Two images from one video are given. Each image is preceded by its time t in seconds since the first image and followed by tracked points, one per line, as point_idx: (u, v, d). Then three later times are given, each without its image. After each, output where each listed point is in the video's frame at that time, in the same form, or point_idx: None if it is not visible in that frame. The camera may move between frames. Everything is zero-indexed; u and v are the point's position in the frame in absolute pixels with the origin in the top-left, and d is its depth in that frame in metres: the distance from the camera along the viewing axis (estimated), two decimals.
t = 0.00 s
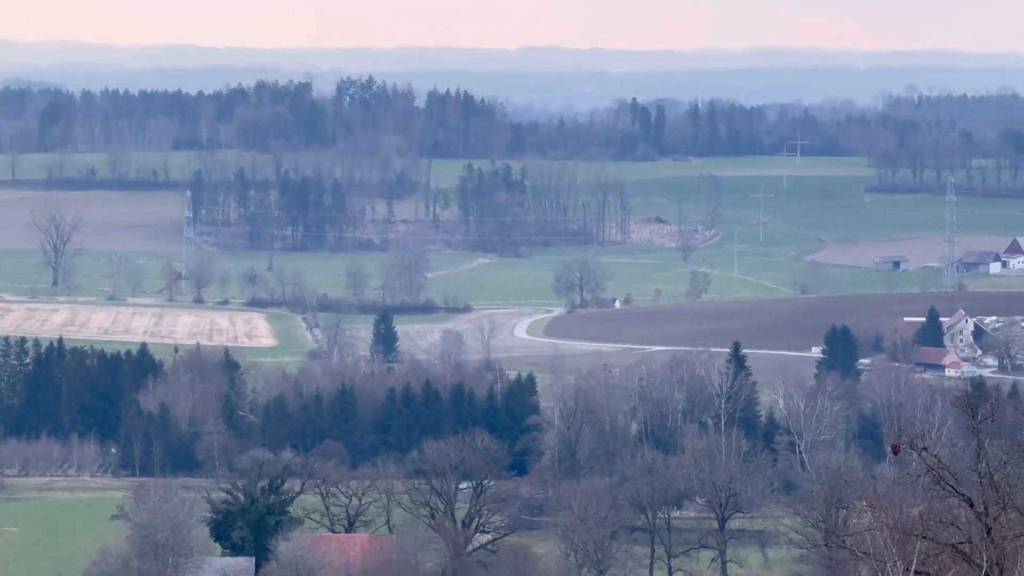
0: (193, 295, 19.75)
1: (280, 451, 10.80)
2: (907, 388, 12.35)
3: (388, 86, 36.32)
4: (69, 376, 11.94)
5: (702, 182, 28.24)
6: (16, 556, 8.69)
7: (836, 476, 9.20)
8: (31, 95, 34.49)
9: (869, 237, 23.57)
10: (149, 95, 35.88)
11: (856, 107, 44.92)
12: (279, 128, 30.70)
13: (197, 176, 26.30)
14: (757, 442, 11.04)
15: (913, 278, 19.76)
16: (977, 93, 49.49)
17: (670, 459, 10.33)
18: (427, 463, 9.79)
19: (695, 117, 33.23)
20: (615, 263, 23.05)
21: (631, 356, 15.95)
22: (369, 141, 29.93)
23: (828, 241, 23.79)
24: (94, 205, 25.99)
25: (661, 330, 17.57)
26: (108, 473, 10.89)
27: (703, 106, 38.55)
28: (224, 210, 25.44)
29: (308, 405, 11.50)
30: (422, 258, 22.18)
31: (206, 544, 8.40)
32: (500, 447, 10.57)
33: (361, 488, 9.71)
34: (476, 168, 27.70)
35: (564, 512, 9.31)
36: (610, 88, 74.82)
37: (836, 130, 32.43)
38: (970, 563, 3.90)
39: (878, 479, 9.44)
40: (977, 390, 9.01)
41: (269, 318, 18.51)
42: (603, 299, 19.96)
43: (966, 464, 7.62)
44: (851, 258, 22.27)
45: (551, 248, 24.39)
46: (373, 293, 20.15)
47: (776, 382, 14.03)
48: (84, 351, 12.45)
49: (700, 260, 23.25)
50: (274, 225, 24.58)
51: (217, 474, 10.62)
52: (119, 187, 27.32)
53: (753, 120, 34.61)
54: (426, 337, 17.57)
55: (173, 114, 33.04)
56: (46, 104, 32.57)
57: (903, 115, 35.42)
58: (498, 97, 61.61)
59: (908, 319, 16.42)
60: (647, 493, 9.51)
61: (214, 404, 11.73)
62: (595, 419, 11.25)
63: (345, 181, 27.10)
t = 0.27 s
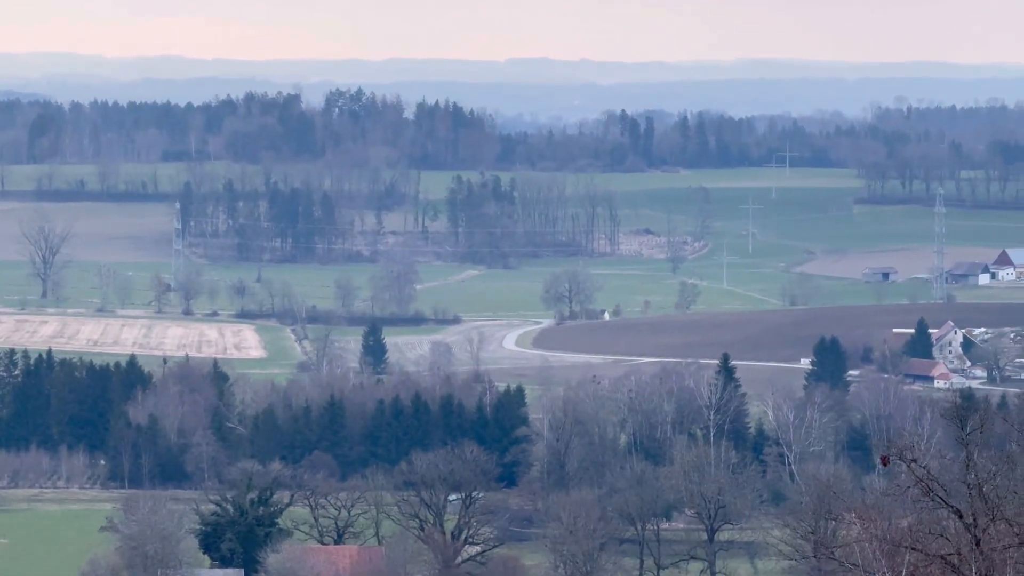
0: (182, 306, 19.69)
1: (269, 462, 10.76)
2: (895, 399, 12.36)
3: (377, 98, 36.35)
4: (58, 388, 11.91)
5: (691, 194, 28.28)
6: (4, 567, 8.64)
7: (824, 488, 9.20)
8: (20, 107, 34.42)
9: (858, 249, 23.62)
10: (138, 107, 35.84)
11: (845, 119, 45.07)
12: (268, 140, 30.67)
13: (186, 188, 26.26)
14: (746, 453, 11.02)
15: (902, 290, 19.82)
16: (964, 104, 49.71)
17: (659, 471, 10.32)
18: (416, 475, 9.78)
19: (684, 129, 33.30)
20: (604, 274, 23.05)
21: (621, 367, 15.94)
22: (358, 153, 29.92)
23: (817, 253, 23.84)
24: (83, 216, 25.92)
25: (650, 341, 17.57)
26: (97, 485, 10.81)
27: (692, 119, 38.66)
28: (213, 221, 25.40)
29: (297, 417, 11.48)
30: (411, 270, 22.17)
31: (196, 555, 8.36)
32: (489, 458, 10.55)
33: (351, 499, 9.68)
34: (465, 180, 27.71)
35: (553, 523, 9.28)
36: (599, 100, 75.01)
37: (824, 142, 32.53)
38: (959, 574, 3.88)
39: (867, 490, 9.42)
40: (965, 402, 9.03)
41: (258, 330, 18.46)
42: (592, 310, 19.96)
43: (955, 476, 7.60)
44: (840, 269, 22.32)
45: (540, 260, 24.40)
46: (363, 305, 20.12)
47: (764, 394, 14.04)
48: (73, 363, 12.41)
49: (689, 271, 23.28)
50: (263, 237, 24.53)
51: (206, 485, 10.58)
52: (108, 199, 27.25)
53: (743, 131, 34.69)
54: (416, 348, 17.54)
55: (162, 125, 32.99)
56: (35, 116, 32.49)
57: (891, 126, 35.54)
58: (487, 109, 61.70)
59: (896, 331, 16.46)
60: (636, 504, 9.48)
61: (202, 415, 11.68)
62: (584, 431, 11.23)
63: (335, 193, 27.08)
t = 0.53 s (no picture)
0: (174, 310, 19.63)
1: (261, 466, 10.70)
2: (888, 403, 12.34)
3: (369, 101, 36.31)
4: (50, 391, 11.86)
5: (684, 198, 28.26)
6: None
7: (817, 491, 9.19)
8: (12, 110, 34.31)
9: (851, 252, 23.62)
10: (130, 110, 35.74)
11: (837, 122, 45.11)
12: (261, 143, 30.61)
13: (179, 191, 26.20)
14: (738, 457, 11.00)
15: (894, 293, 19.82)
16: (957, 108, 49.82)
17: (651, 474, 10.30)
18: (408, 478, 9.75)
19: (677, 133, 33.31)
20: (596, 278, 23.03)
21: (613, 371, 15.91)
22: (350, 157, 29.86)
23: (810, 256, 23.83)
24: (75, 220, 25.83)
25: (642, 345, 17.55)
26: (89, 489, 10.74)
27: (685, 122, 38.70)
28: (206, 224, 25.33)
29: (289, 420, 11.42)
30: (403, 273, 22.12)
31: (188, 559, 8.31)
32: (481, 462, 10.51)
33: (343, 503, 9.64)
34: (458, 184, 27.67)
35: (545, 526, 9.25)
36: (592, 103, 75.05)
37: (817, 145, 32.56)
38: None
39: (859, 493, 9.40)
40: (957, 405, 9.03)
41: (250, 333, 18.39)
42: (584, 314, 19.93)
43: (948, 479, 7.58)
44: (833, 272, 22.31)
45: (533, 263, 24.36)
46: (355, 308, 20.06)
47: (756, 397, 14.02)
48: (65, 366, 12.35)
49: (681, 274, 23.27)
50: (256, 240, 24.47)
51: (198, 489, 10.53)
52: (100, 202, 27.16)
53: (735, 135, 34.70)
54: (408, 352, 17.49)
55: (154, 128, 32.90)
56: (27, 119, 32.39)
57: (883, 130, 35.58)
58: (480, 112, 61.68)
59: (888, 334, 16.45)
60: (628, 507, 9.46)
61: (194, 419, 11.62)
62: (577, 434, 11.20)
63: (327, 196, 27.02)
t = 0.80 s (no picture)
0: (164, 312, 19.53)
1: (251, 467, 10.62)
2: (877, 405, 12.32)
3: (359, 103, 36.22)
4: (39, 393, 11.77)
5: (673, 199, 28.26)
6: None
7: (807, 492, 9.16)
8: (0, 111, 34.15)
9: (840, 253, 23.63)
10: (119, 111, 35.59)
11: (827, 124, 45.22)
12: (251, 144, 30.51)
13: (168, 193, 26.09)
14: (728, 458, 10.95)
15: (884, 295, 19.83)
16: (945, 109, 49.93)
17: (641, 475, 10.26)
18: (397, 480, 9.68)
19: (666, 134, 33.32)
20: (586, 279, 22.99)
21: (603, 372, 15.87)
22: (340, 159, 29.77)
23: (799, 258, 23.84)
24: (64, 221, 25.70)
25: (631, 347, 17.51)
26: (79, 490, 10.65)
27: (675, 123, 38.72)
28: (196, 226, 25.23)
29: (279, 422, 11.35)
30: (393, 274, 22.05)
31: (177, 561, 8.23)
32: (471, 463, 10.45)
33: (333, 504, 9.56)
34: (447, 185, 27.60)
35: (535, 528, 9.21)
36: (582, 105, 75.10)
37: (806, 147, 32.58)
38: None
39: (848, 494, 9.36)
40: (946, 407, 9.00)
41: (240, 335, 18.31)
42: (574, 315, 19.89)
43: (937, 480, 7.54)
44: (822, 274, 22.32)
45: (522, 265, 24.31)
46: (345, 309, 19.99)
47: (746, 399, 14.00)
48: (54, 368, 12.26)
49: (671, 276, 23.25)
50: (245, 242, 24.39)
51: (188, 490, 10.45)
52: (90, 203, 27.04)
53: (725, 136, 34.73)
54: (397, 353, 17.43)
55: (144, 130, 32.77)
56: (16, 120, 32.23)
57: (873, 132, 35.65)
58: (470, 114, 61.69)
59: (878, 336, 16.44)
60: (618, 508, 9.42)
61: (184, 420, 11.54)
62: (566, 435, 11.15)
63: (316, 198, 26.94)
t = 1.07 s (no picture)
0: (144, 314, 19.31)
1: (231, 469, 10.46)
2: (857, 405, 12.26)
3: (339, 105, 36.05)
4: (18, 394, 11.57)
5: (653, 201, 28.23)
6: None
7: (787, 494, 9.10)
8: None
9: (819, 255, 23.64)
10: (97, 112, 35.27)
11: (806, 126, 45.34)
12: (231, 146, 30.28)
13: (148, 194, 25.86)
14: (707, 459, 10.88)
15: (863, 297, 19.84)
16: (924, 111, 50.15)
17: (621, 476, 10.16)
18: (377, 482, 9.53)
19: (646, 136, 33.30)
20: (566, 281, 22.90)
21: (583, 374, 15.77)
22: (320, 161, 29.62)
23: (779, 259, 23.84)
24: (43, 223, 25.40)
25: (611, 348, 17.41)
26: (58, 492, 10.46)
27: (656, 125, 38.71)
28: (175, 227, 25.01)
29: (259, 424, 11.20)
30: (373, 275, 21.89)
31: (157, 563, 8.08)
32: (450, 464, 10.33)
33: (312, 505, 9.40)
34: (427, 187, 27.46)
35: (514, 529, 9.12)
36: (562, 106, 75.10)
37: (785, 149, 32.65)
38: None
39: (828, 496, 9.30)
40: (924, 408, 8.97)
41: (220, 336, 18.13)
42: (554, 317, 19.79)
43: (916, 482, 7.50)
44: (801, 275, 22.32)
45: (501, 267, 24.20)
46: (324, 311, 19.83)
47: (725, 400, 13.93)
48: (33, 369, 12.05)
49: (650, 278, 23.19)
50: (225, 244, 24.20)
51: (169, 492, 10.28)
52: (69, 205, 26.75)
53: (704, 138, 34.74)
54: (377, 355, 17.28)
55: (122, 131, 32.47)
56: None
57: (852, 133, 35.74)
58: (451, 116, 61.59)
59: (857, 337, 16.42)
60: (599, 509, 9.33)
61: (164, 422, 11.36)
62: (546, 436, 11.02)
63: (296, 200, 26.76)
